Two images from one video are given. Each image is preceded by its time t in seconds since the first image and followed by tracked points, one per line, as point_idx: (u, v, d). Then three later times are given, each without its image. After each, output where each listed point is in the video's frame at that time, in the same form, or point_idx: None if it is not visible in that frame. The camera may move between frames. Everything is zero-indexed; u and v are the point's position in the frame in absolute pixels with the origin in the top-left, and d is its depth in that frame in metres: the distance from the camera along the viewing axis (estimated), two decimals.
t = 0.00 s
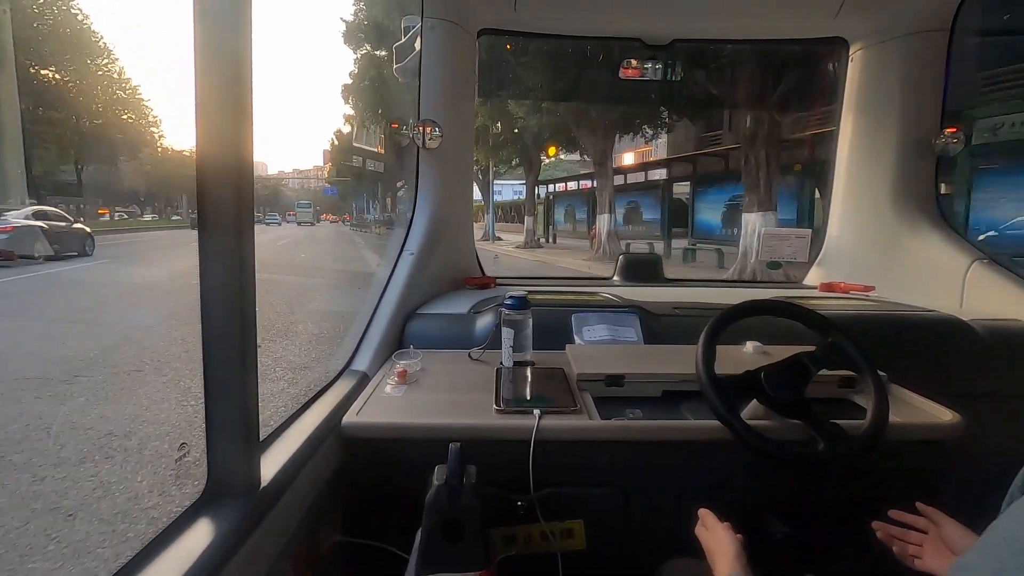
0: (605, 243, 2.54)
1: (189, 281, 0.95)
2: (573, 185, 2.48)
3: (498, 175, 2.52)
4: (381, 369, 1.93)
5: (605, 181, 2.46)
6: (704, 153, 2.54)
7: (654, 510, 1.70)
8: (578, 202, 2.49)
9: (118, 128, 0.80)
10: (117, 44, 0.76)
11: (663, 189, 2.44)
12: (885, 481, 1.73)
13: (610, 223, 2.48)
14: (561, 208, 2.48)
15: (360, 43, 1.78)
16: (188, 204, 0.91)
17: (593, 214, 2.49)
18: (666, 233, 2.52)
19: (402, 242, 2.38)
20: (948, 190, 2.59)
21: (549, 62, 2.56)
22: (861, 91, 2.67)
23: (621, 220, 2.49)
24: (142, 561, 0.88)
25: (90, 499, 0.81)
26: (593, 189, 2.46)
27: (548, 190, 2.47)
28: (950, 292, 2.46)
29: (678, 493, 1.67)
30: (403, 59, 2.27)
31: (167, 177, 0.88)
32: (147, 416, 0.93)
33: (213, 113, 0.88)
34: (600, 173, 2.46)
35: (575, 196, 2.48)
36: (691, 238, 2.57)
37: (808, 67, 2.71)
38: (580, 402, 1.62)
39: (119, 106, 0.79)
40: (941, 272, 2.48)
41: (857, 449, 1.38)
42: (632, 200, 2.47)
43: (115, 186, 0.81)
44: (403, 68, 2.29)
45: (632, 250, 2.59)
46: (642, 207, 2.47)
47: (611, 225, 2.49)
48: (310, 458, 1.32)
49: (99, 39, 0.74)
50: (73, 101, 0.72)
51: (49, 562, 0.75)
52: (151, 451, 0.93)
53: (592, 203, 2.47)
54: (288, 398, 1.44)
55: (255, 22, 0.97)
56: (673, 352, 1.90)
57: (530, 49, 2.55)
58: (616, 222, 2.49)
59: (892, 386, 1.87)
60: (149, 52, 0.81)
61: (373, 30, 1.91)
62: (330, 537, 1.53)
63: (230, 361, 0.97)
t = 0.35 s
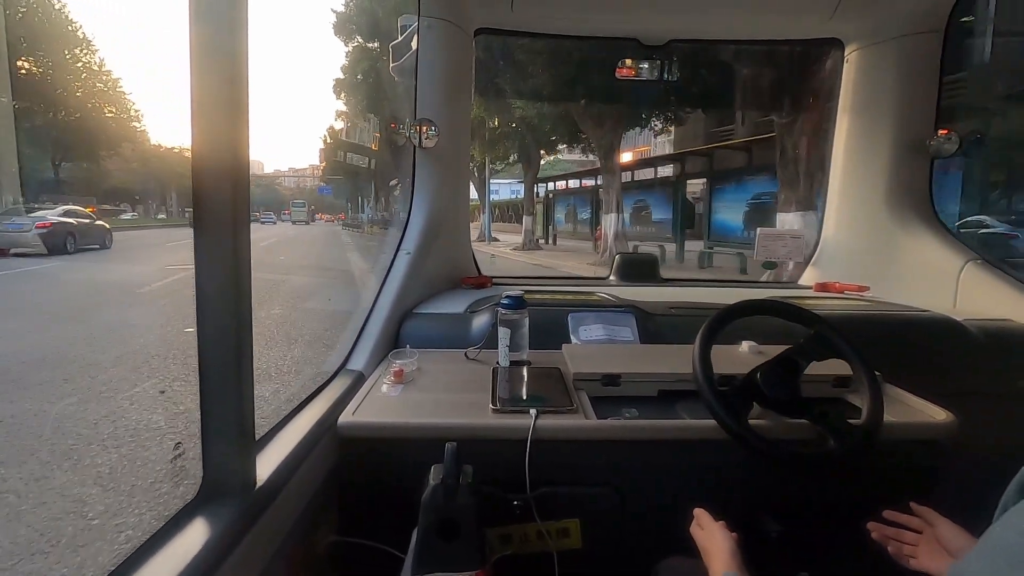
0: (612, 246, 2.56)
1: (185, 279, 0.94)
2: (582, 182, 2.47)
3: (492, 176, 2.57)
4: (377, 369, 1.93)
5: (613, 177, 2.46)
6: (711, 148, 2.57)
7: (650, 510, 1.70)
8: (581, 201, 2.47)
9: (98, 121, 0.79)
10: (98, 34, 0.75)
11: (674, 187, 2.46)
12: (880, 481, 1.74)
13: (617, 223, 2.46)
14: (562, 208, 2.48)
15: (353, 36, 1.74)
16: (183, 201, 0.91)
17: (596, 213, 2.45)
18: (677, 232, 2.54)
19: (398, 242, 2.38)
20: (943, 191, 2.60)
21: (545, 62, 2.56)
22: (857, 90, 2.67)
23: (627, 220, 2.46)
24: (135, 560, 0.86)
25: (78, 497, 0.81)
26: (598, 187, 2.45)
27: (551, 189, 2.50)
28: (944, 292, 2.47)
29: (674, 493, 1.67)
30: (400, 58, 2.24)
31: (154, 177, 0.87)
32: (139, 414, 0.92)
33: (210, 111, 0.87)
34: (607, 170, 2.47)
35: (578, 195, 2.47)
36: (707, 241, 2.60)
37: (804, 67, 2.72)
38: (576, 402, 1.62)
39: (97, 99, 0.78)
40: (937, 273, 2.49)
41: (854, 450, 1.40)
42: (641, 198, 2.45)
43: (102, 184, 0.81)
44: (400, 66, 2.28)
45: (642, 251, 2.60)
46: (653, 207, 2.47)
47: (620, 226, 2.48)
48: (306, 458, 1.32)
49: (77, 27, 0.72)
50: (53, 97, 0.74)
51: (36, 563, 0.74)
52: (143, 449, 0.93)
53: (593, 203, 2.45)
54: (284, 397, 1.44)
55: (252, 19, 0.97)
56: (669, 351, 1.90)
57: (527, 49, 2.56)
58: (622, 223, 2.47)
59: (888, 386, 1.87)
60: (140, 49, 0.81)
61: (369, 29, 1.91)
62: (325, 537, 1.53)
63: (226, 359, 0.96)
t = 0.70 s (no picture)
0: (627, 246, 2.58)
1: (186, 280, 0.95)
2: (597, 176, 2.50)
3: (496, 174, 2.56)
4: (377, 368, 1.93)
5: (630, 171, 2.48)
6: (741, 138, 2.58)
7: (649, 510, 1.70)
8: (591, 198, 2.52)
9: (89, 114, 0.74)
10: (87, 25, 0.72)
11: (697, 182, 2.49)
12: (879, 481, 1.74)
13: (634, 222, 2.50)
14: (569, 207, 2.50)
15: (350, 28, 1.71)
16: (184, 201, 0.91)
17: (607, 213, 2.51)
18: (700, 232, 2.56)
19: (399, 241, 2.38)
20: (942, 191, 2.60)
21: (545, 60, 2.55)
22: (857, 90, 2.67)
23: (644, 220, 2.50)
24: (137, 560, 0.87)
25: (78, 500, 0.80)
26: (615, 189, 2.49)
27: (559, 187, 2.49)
28: (943, 292, 2.47)
29: (674, 493, 1.67)
30: (399, 56, 2.23)
31: (154, 174, 0.84)
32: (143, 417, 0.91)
33: (211, 108, 0.88)
34: (622, 164, 2.49)
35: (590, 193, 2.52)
36: (736, 243, 2.65)
37: (804, 67, 2.72)
38: (576, 401, 1.62)
39: (88, 94, 0.74)
40: (936, 273, 2.49)
41: (854, 450, 1.40)
42: (660, 193, 2.49)
43: (96, 181, 0.74)
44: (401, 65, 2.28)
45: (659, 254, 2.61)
46: (673, 206, 2.51)
47: (637, 225, 2.52)
48: (305, 457, 1.32)
49: (65, 19, 0.70)
50: (38, 92, 0.70)
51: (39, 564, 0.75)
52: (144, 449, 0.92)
53: (606, 202, 2.50)
54: (284, 395, 1.44)
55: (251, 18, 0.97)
56: (668, 351, 1.90)
57: (528, 47, 2.55)
58: (639, 222, 2.51)
59: (888, 387, 1.87)
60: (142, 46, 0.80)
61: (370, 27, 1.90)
62: (325, 536, 1.53)
63: (224, 359, 0.97)
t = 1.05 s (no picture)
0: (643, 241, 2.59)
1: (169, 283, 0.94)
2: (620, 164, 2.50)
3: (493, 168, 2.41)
4: (367, 367, 1.92)
5: (644, 160, 2.50)
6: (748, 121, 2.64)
7: (641, 503, 1.71)
8: (598, 192, 2.47)
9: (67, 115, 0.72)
10: (59, 24, 0.72)
11: (718, 172, 2.55)
12: (867, 467, 1.76)
13: (649, 215, 2.52)
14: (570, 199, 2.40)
15: (337, 17, 1.69)
16: (165, 202, 0.89)
17: (614, 208, 2.49)
18: (721, 223, 2.63)
19: (387, 239, 2.37)
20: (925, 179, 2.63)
21: (531, 55, 2.55)
22: (840, 80, 2.68)
23: (658, 212, 2.52)
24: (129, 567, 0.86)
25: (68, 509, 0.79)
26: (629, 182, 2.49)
27: (560, 180, 2.38)
28: (927, 280, 2.50)
29: (666, 485, 1.68)
30: (383, 53, 2.22)
31: (138, 175, 0.83)
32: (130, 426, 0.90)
33: (192, 103, 0.87)
34: (633, 151, 2.51)
35: (597, 186, 2.46)
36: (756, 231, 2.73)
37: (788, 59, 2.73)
38: (568, 395, 1.62)
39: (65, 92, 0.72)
40: (920, 261, 2.52)
41: (844, 436, 1.43)
42: (677, 184, 2.53)
43: (76, 186, 0.74)
44: (386, 62, 2.26)
45: (675, 249, 2.63)
46: (690, 197, 2.56)
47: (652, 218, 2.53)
48: (296, 458, 1.31)
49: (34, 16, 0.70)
50: (16, 94, 0.68)
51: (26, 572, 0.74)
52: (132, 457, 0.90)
53: (615, 195, 2.48)
54: (274, 397, 1.43)
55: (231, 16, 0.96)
56: (658, 343, 1.91)
57: (515, 42, 2.54)
58: (653, 215, 2.53)
59: (875, 374, 1.89)
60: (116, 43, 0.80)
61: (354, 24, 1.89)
62: (317, 537, 1.52)
63: (211, 362, 0.96)
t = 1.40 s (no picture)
0: (674, 243, 2.65)
1: (155, 279, 0.92)
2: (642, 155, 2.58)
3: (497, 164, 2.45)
4: (361, 364, 1.92)
5: (673, 149, 2.56)
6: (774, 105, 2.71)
7: (634, 497, 1.72)
8: (616, 185, 2.57)
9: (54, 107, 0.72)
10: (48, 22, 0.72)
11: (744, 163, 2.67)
12: (858, 462, 1.77)
13: (678, 215, 2.59)
14: (582, 195, 2.48)
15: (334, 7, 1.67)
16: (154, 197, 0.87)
17: (632, 208, 2.58)
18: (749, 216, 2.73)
19: (380, 236, 2.36)
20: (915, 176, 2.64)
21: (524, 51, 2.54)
22: (831, 78, 2.69)
23: (688, 210, 2.59)
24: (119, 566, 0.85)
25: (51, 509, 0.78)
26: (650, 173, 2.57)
27: (571, 174, 2.48)
28: (917, 276, 2.52)
29: (660, 480, 1.69)
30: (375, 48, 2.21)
31: (126, 170, 0.82)
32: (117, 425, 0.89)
33: (182, 100, 0.85)
34: (664, 137, 2.57)
35: (612, 180, 2.56)
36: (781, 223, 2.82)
37: (780, 55, 2.74)
38: (562, 391, 1.62)
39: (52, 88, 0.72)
40: (911, 257, 2.54)
41: (835, 431, 1.43)
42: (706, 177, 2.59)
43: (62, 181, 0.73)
44: (377, 57, 2.25)
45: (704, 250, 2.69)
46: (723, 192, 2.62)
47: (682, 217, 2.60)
48: (290, 455, 1.30)
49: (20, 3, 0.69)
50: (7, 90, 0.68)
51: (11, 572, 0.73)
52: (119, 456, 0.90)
53: (632, 188, 2.58)
54: (266, 395, 1.42)
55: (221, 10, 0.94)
56: (652, 339, 1.92)
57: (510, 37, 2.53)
58: (682, 214, 2.59)
59: (867, 369, 1.90)
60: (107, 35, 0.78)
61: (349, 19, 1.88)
62: (311, 534, 1.51)
63: (202, 361, 0.95)
